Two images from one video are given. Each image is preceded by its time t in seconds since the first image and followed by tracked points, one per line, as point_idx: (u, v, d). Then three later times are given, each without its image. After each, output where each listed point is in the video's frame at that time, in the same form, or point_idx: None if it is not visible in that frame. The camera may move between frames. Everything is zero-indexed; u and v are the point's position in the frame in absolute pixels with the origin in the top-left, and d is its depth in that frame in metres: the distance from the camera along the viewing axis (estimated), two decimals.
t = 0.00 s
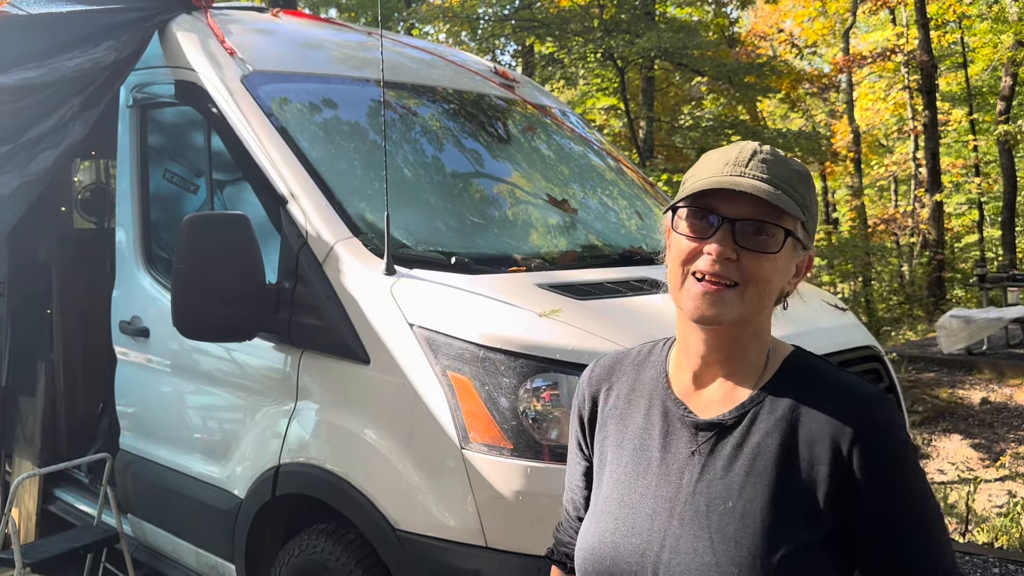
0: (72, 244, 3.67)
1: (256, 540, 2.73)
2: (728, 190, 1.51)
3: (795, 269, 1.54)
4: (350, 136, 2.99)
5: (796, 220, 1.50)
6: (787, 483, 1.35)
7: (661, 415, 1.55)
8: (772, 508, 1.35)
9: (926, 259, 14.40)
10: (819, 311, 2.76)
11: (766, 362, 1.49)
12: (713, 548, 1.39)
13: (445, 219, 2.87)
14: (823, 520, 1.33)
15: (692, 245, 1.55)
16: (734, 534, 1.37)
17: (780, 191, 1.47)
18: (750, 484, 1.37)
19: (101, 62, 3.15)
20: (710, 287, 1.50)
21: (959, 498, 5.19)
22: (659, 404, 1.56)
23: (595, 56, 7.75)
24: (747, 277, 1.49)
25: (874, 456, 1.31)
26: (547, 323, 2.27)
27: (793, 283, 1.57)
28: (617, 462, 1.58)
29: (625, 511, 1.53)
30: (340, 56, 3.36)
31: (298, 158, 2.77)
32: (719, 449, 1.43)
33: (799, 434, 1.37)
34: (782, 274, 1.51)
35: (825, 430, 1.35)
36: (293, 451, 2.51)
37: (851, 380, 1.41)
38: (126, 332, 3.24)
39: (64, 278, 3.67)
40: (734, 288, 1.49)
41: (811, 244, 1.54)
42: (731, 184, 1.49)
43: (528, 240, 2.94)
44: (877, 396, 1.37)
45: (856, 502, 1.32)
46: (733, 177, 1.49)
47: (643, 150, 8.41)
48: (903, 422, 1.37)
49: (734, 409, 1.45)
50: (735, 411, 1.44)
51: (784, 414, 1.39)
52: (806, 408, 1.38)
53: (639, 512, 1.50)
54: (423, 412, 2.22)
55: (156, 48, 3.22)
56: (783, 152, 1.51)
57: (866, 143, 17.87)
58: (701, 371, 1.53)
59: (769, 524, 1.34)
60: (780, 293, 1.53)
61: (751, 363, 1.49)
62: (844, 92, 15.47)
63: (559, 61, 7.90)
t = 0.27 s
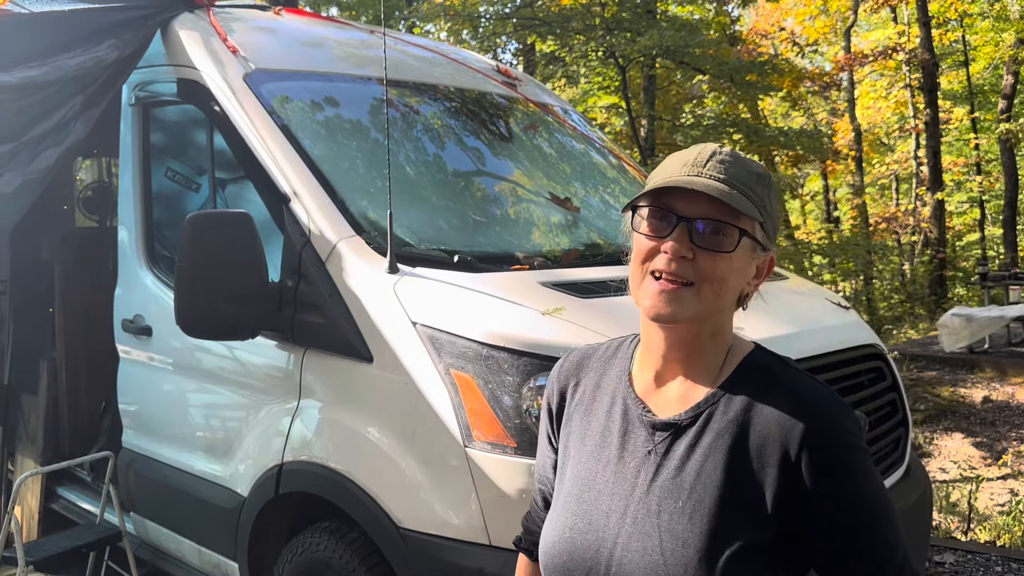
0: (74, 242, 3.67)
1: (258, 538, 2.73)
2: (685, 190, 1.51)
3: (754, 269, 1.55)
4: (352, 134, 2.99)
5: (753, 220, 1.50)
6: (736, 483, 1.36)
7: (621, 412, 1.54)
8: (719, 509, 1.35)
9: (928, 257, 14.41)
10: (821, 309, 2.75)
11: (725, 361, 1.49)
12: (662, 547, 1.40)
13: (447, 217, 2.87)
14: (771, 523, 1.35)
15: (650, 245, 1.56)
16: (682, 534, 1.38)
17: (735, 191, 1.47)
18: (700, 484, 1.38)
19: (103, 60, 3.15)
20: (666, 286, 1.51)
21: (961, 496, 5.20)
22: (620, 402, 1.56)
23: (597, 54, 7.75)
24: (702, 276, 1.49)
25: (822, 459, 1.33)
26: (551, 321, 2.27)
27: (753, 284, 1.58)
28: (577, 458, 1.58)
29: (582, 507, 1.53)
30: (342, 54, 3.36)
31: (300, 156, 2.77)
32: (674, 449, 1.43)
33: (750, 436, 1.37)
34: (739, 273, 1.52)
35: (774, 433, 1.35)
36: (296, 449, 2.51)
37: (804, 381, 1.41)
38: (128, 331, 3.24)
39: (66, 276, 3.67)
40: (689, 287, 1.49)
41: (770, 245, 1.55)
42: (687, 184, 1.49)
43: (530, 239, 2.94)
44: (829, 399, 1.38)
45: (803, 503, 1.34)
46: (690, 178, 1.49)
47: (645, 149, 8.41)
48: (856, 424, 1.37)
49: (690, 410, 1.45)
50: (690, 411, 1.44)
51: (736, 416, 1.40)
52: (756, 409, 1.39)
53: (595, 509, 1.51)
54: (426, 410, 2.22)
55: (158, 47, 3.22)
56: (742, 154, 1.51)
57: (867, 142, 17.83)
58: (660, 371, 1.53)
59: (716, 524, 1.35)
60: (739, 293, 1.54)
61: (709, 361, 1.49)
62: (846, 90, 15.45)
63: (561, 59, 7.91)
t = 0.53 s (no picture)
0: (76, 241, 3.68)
1: (261, 534, 2.73)
2: (674, 176, 1.55)
3: (738, 269, 1.56)
4: (354, 132, 2.99)
5: (738, 212, 1.53)
6: (724, 484, 1.35)
7: (605, 415, 1.54)
8: (710, 512, 1.35)
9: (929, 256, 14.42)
10: (823, 307, 2.75)
11: (705, 360, 1.50)
12: (655, 552, 1.39)
13: (449, 216, 2.87)
14: (763, 519, 1.36)
15: (635, 229, 1.58)
16: (675, 538, 1.37)
17: (720, 176, 1.50)
18: (688, 488, 1.37)
19: (105, 58, 3.14)
20: (646, 268, 1.51)
21: (961, 494, 5.21)
22: (604, 404, 1.55)
23: (598, 52, 7.75)
24: (683, 262, 1.50)
25: (809, 459, 1.32)
26: (553, 319, 2.27)
27: (736, 287, 1.59)
28: (564, 465, 1.57)
29: (571, 515, 1.52)
30: (344, 52, 3.35)
31: (301, 153, 2.78)
32: (659, 451, 1.43)
33: (735, 436, 1.37)
34: (722, 267, 1.53)
35: (759, 437, 1.35)
36: (298, 447, 2.52)
37: (789, 379, 1.41)
38: (130, 329, 3.24)
39: (68, 274, 3.67)
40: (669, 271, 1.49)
41: (755, 247, 1.56)
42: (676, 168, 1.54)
43: (531, 237, 2.94)
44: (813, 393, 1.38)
45: (793, 501, 1.34)
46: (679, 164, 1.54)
47: (646, 147, 8.41)
48: (841, 418, 1.38)
49: (672, 410, 1.44)
50: (673, 411, 1.44)
51: (720, 415, 1.39)
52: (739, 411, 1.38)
53: (585, 516, 1.50)
54: (429, 408, 2.22)
55: (160, 45, 3.23)
56: (733, 155, 1.57)
57: (868, 140, 17.82)
58: (641, 365, 1.54)
59: (707, 527, 1.35)
60: (721, 292, 1.54)
61: (689, 354, 1.50)
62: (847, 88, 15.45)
63: (562, 58, 7.91)
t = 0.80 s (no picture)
0: (78, 239, 3.68)
1: (265, 532, 2.74)
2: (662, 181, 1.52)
3: (742, 258, 1.56)
4: (356, 131, 2.99)
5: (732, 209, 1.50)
6: (739, 469, 1.36)
7: (617, 407, 1.54)
8: (723, 496, 1.36)
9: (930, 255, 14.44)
10: (825, 306, 2.75)
11: (718, 352, 1.51)
12: (664, 536, 1.39)
13: (451, 214, 2.87)
14: (782, 508, 1.35)
15: (630, 240, 1.57)
16: (686, 522, 1.37)
17: (707, 181, 1.47)
18: (701, 472, 1.38)
19: (108, 56, 3.14)
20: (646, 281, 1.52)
21: (961, 493, 5.21)
22: (616, 396, 1.56)
23: (599, 51, 7.74)
24: (682, 270, 1.50)
25: (827, 440, 1.34)
26: (555, 317, 2.27)
27: (744, 274, 1.59)
28: (574, 455, 1.58)
29: (580, 503, 1.52)
30: (345, 51, 3.35)
31: (304, 152, 2.78)
32: (672, 437, 1.43)
33: (750, 422, 1.38)
34: (724, 263, 1.52)
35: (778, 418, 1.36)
36: (300, 446, 2.52)
37: (802, 368, 1.42)
38: (133, 327, 3.25)
39: (70, 272, 3.67)
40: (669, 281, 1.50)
41: (758, 232, 1.54)
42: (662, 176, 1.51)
43: (533, 236, 2.95)
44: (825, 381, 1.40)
45: (809, 486, 1.35)
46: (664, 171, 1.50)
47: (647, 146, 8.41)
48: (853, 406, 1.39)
49: (686, 399, 1.45)
50: (687, 400, 1.45)
51: (735, 403, 1.40)
52: (756, 394, 1.40)
53: (594, 502, 1.50)
54: (432, 407, 2.22)
55: (163, 43, 3.22)
56: (722, 145, 1.51)
57: (869, 139, 17.82)
58: (653, 363, 1.55)
59: (719, 512, 1.35)
60: (728, 282, 1.55)
61: (701, 350, 1.51)
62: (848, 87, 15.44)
63: (563, 56, 7.91)
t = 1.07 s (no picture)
0: (80, 237, 3.68)
1: (266, 530, 2.74)
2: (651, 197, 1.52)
3: (738, 259, 1.55)
4: (358, 129, 2.99)
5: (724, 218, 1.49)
6: (743, 467, 1.37)
7: (622, 407, 1.55)
8: (728, 492, 1.36)
9: (931, 255, 14.44)
10: (827, 306, 2.75)
11: (722, 356, 1.51)
12: (668, 531, 1.39)
13: (452, 213, 2.87)
14: (782, 507, 1.35)
15: (625, 259, 1.57)
16: (691, 516, 1.38)
17: (696, 195, 1.46)
18: (706, 468, 1.38)
19: (111, 54, 3.14)
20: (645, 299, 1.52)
21: (963, 493, 5.21)
22: (620, 398, 1.57)
23: (601, 50, 7.74)
24: (678, 285, 1.51)
25: (831, 440, 1.33)
26: (557, 316, 2.27)
27: (741, 271, 1.59)
28: (576, 455, 1.58)
29: (583, 501, 1.52)
30: (347, 49, 3.35)
31: (306, 150, 2.78)
32: (677, 435, 1.44)
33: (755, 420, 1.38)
34: (721, 269, 1.52)
35: (782, 415, 1.37)
36: (302, 444, 2.52)
37: (804, 368, 1.42)
38: (135, 325, 3.25)
39: (72, 270, 3.67)
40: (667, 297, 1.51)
41: (752, 231, 1.53)
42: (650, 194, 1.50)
43: (535, 235, 2.95)
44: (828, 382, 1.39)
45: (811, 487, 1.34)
46: (651, 187, 1.50)
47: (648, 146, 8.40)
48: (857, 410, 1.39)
49: (692, 399, 1.46)
50: (693, 400, 1.45)
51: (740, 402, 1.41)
52: (759, 396, 1.40)
53: (597, 500, 1.50)
54: (434, 405, 2.22)
55: (165, 42, 3.23)
56: (706, 153, 1.49)
57: (870, 139, 17.81)
58: (657, 368, 1.56)
59: (723, 509, 1.35)
60: (727, 284, 1.55)
61: (705, 354, 1.51)
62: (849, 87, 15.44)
63: (565, 56, 7.91)
